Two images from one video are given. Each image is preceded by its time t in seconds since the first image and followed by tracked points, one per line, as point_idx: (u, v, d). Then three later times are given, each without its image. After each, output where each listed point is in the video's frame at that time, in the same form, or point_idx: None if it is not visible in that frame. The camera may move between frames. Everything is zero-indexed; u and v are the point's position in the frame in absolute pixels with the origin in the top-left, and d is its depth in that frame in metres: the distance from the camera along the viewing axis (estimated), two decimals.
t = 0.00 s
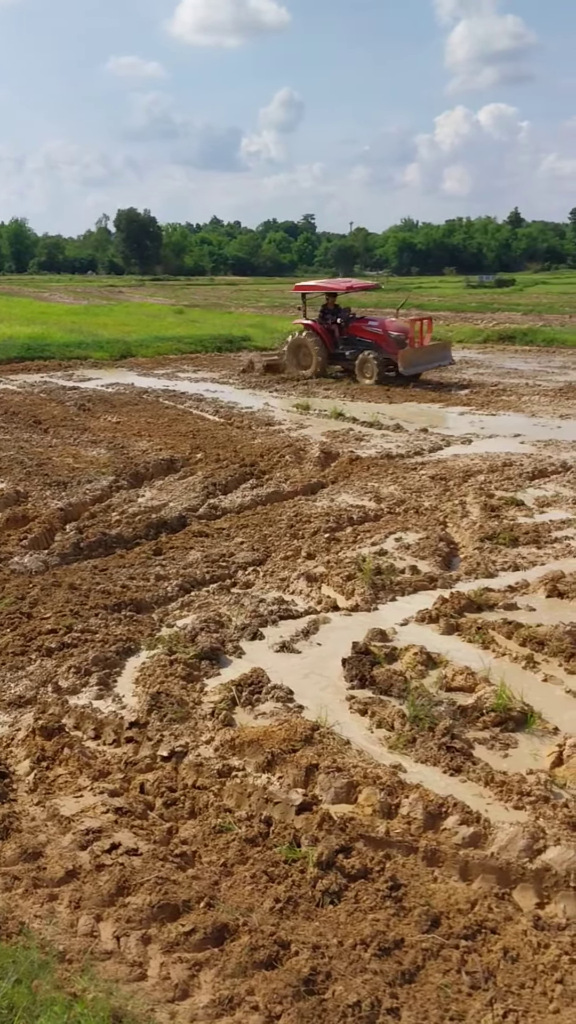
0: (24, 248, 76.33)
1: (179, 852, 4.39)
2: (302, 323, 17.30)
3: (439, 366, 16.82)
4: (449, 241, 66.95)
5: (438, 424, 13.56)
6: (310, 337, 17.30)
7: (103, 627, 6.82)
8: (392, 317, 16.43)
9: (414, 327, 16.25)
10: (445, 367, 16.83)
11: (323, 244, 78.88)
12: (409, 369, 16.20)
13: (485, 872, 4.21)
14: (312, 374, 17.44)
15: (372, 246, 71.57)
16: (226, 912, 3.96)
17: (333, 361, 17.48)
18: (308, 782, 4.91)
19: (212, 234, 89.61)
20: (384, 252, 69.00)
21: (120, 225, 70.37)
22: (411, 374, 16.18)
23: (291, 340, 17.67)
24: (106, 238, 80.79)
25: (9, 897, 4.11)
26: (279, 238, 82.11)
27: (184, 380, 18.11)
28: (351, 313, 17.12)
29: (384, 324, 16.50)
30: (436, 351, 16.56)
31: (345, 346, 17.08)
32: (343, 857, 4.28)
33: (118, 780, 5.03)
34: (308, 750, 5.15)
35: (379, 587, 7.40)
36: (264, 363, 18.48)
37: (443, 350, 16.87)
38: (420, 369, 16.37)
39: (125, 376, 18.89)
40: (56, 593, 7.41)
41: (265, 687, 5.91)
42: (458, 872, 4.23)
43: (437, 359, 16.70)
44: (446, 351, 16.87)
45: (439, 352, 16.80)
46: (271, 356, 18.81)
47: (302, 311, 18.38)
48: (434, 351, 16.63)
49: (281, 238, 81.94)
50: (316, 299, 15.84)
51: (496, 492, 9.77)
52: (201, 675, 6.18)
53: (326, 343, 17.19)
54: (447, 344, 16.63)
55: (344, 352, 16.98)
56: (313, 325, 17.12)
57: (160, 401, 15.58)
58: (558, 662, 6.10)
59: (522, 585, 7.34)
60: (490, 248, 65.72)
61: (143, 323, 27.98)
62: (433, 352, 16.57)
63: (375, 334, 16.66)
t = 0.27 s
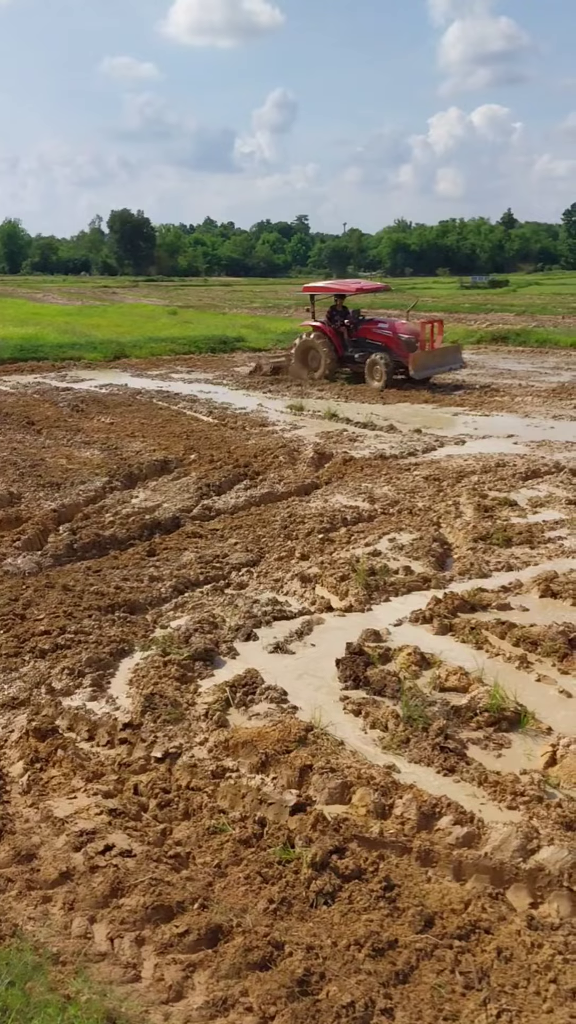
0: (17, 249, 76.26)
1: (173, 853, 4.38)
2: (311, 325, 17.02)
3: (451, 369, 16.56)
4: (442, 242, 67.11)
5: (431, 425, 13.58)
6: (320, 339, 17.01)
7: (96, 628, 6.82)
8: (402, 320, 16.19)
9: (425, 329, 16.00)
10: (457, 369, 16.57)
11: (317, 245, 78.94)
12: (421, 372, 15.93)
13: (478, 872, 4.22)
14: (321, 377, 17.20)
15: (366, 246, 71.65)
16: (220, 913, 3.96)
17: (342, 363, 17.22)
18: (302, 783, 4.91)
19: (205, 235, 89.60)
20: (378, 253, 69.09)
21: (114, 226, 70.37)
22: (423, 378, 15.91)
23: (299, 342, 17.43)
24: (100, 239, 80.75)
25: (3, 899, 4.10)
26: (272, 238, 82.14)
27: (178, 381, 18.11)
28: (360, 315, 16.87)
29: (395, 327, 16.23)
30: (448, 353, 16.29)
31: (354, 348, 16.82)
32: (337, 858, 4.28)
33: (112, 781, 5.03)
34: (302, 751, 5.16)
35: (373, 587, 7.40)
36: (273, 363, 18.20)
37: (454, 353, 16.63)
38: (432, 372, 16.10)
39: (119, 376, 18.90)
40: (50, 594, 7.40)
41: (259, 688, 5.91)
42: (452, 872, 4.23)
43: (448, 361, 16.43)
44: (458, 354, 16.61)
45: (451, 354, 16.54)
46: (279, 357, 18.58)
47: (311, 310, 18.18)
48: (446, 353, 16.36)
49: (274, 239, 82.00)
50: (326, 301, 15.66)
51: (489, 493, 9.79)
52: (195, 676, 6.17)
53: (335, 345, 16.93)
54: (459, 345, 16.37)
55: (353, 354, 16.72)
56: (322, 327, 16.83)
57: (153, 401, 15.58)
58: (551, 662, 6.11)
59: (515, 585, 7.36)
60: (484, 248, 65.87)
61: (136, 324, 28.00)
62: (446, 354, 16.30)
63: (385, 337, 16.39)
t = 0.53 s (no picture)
0: (10, 250, 76.15)
1: (166, 855, 4.38)
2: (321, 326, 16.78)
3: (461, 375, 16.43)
4: (435, 243, 67.25)
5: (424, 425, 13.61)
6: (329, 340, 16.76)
7: (90, 629, 6.81)
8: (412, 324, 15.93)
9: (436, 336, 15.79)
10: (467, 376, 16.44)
11: (310, 245, 78.97)
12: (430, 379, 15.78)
13: (472, 872, 4.22)
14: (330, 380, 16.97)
15: (359, 247, 71.71)
16: (213, 914, 3.95)
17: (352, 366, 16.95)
18: (296, 784, 4.91)
19: (198, 236, 89.61)
20: (371, 254, 69.16)
21: (107, 227, 70.35)
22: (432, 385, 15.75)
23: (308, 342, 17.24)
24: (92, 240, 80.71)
25: None
26: (265, 239, 82.16)
27: (171, 382, 18.11)
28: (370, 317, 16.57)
29: (406, 331, 15.94)
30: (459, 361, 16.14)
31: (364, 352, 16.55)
32: (330, 859, 4.28)
33: (105, 783, 5.02)
34: (296, 752, 5.15)
35: (367, 587, 7.41)
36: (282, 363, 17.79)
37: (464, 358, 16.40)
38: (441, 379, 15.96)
39: (112, 377, 18.91)
40: (43, 595, 7.40)
41: (252, 690, 5.91)
42: (446, 873, 4.24)
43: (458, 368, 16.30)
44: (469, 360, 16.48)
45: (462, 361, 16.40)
46: (287, 355, 18.33)
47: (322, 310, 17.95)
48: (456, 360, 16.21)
49: (268, 239, 82.01)
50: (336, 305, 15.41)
51: (482, 493, 9.82)
52: (188, 677, 6.17)
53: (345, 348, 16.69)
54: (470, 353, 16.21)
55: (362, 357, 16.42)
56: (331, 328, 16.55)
57: (146, 402, 15.58)
58: (545, 663, 6.12)
59: (508, 585, 7.37)
60: (477, 249, 66.00)
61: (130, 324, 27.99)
62: (455, 361, 16.17)
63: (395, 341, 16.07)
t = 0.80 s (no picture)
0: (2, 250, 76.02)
1: (160, 855, 4.38)
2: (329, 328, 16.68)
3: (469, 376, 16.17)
4: (428, 244, 67.40)
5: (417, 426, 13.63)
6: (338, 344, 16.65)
7: (83, 630, 6.80)
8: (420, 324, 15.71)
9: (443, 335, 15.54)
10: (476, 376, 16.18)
11: (303, 246, 78.99)
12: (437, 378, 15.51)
13: (465, 872, 4.23)
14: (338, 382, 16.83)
15: (352, 248, 71.77)
16: (207, 915, 3.95)
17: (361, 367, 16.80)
18: (289, 784, 4.91)
19: (192, 236, 89.62)
20: (364, 255, 69.25)
21: (100, 227, 70.31)
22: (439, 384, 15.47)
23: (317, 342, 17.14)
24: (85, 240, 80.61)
25: None
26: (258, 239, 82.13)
27: (165, 382, 18.10)
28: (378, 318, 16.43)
29: (413, 331, 15.75)
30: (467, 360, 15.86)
31: (372, 353, 16.38)
32: (324, 859, 4.28)
33: (98, 784, 5.01)
34: (289, 752, 5.16)
35: (360, 588, 7.42)
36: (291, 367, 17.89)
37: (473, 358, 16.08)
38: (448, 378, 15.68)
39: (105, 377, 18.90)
40: (36, 596, 7.39)
41: (246, 690, 5.91)
42: (439, 873, 4.24)
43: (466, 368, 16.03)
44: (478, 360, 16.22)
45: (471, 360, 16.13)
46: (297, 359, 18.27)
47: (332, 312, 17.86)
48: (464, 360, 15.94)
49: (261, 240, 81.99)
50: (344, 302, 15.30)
51: (475, 493, 9.84)
52: (182, 678, 6.17)
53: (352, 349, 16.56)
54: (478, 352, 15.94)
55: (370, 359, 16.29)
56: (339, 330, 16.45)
57: (140, 402, 15.57)
58: (537, 663, 6.14)
59: (501, 585, 7.39)
60: (470, 250, 66.30)
61: (123, 324, 27.97)
62: (463, 361, 15.84)
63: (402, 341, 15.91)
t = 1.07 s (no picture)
0: None
1: (152, 855, 4.37)
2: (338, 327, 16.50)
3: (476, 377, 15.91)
4: (421, 244, 67.54)
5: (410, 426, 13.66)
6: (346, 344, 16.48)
7: (76, 630, 6.79)
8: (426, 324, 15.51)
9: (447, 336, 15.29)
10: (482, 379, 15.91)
11: (296, 246, 78.99)
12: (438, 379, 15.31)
13: (457, 872, 4.24)
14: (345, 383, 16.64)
15: (346, 249, 71.82)
16: (199, 915, 3.95)
17: (368, 368, 16.63)
18: (282, 784, 4.92)
19: (184, 236, 89.55)
20: (358, 255, 69.21)
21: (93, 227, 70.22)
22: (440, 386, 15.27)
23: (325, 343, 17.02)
24: (78, 240, 80.48)
25: None
26: (251, 239, 82.01)
27: (158, 382, 18.09)
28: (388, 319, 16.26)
29: (419, 332, 15.55)
30: (473, 362, 15.58)
31: (379, 354, 16.21)
32: (316, 859, 4.29)
33: (91, 784, 5.01)
34: (282, 752, 5.16)
35: (353, 587, 7.44)
36: (300, 369, 17.79)
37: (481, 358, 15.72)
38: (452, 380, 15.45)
39: (98, 376, 18.87)
40: (28, 596, 7.38)
41: (239, 690, 5.91)
42: (431, 872, 4.25)
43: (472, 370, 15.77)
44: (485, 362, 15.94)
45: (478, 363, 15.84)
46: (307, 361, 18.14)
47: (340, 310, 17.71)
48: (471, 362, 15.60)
49: (254, 240, 81.90)
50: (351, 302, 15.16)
51: (468, 493, 9.88)
52: (174, 678, 6.16)
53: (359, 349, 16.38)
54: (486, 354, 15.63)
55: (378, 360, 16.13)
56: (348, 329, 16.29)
57: (132, 402, 15.56)
58: (529, 663, 6.15)
59: (493, 585, 7.42)
60: (463, 253, 66.67)
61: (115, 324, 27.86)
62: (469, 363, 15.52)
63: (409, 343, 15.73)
